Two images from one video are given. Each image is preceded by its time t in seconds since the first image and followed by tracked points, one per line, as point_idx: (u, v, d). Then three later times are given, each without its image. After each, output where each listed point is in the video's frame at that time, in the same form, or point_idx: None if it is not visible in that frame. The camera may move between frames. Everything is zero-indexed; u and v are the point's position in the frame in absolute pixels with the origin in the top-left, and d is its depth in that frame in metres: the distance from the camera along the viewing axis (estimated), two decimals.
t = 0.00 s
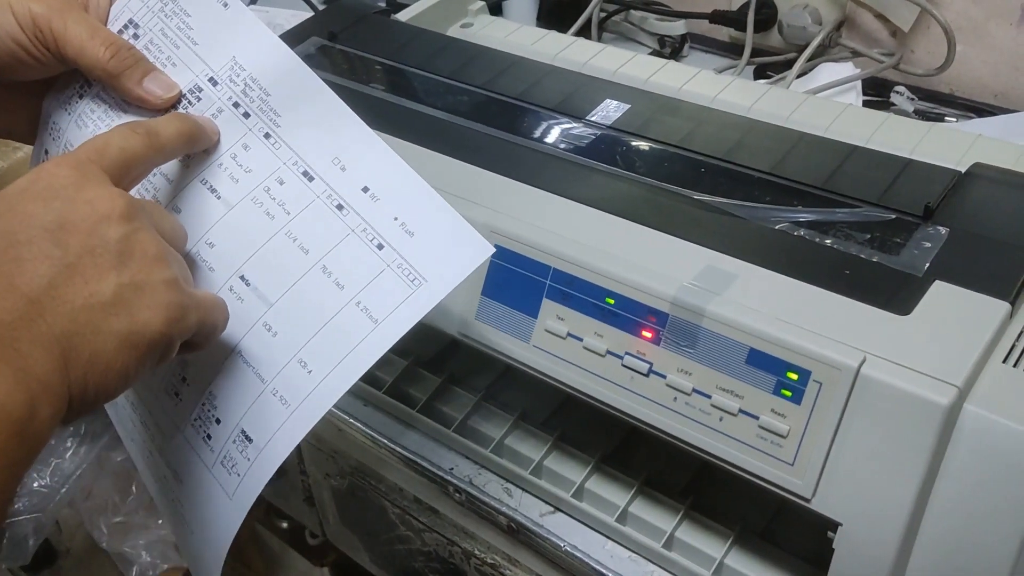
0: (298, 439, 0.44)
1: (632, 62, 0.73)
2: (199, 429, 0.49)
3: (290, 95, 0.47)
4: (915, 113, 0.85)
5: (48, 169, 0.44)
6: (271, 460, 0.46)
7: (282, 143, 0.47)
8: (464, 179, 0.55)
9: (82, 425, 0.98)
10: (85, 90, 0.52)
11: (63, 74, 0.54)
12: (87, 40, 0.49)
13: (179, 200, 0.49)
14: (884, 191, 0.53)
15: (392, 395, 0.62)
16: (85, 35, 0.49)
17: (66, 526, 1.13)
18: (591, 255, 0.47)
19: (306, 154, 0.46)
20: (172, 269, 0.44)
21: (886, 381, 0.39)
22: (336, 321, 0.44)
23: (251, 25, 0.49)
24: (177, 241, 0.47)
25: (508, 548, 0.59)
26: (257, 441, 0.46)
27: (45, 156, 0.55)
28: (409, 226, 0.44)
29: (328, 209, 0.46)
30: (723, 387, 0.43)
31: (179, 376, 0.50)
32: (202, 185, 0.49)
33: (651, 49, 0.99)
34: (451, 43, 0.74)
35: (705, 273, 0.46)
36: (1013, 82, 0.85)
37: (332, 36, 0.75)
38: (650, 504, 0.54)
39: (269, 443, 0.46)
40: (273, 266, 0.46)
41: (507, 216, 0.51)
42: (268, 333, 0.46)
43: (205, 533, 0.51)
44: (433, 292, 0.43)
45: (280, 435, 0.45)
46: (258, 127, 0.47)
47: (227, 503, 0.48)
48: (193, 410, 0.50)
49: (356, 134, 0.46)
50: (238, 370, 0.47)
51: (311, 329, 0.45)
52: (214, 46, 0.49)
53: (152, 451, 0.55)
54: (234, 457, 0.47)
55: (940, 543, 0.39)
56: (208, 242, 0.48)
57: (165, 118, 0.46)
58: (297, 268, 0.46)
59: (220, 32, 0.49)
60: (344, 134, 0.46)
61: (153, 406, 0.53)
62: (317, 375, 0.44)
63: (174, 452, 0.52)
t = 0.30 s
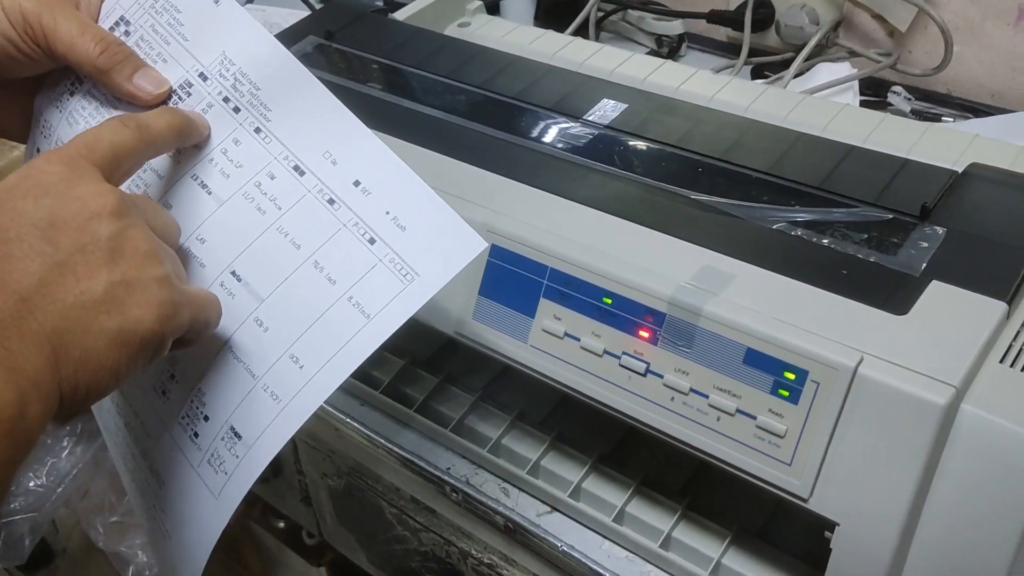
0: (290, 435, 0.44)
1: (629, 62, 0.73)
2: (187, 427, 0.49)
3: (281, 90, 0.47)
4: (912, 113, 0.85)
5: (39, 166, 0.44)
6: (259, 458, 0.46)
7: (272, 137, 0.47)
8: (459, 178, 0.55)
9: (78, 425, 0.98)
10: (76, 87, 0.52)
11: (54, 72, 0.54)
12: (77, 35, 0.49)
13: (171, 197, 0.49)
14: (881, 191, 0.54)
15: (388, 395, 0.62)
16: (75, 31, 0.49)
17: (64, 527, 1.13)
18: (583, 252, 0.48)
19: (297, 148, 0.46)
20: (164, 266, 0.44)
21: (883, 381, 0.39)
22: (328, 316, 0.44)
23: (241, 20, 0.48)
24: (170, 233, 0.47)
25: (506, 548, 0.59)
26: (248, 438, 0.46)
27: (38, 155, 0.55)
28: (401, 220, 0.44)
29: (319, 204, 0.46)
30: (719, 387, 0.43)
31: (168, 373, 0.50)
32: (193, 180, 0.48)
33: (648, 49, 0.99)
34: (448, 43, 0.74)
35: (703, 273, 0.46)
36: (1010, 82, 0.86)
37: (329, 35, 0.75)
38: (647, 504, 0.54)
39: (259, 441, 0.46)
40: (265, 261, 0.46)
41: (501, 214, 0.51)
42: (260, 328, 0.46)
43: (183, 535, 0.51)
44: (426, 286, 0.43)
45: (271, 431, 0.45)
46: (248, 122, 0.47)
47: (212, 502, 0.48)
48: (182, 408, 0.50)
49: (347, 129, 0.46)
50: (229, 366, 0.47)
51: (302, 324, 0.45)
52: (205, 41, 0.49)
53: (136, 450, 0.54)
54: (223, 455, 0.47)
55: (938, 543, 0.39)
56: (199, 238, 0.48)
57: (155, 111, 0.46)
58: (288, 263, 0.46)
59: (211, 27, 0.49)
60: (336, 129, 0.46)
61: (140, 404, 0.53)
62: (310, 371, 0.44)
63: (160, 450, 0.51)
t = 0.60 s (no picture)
0: (303, 439, 0.44)
1: (633, 63, 0.73)
2: (198, 430, 0.49)
3: (293, 94, 0.47)
4: (915, 115, 0.85)
5: (54, 173, 0.44)
6: (271, 461, 0.46)
7: (286, 142, 0.47)
8: (469, 180, 0.55)
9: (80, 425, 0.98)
10: (91, 91, 0.52)
11: (70, 76, 0.54)
12: (93, 40, 0.49)
13: (185, 201, 0.49)
14: (887, 194, 0.54)
15: (394, 396, 0.62)
16: (91, 36, 0.49)
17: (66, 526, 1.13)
18: (594, 254, 0.48)
19: (310, 153, 0.46)
20: (178, 273, 0.45)
21: (891, 384, 0.39)
22: (342, 321, 0.45)
23: (255, 24, 0.49)
24: (183, 239, 0.47)
25: (511, 549, 0.59)
26: (261, 442, 0.46)
27: (52, 159, 0.55)
28: (415, 225, 0.44)
29: (333, 208, 0.46)
30: (726, 389, 0.43)
31: (179, 376, 0.50)
32: (206, 184, 0.49)
33: (651, 50, 0.99)
34: (452, 44, 0.74)
35: (711, 276, 0.46)
36: (1013, 83, 0.86)
37: (333, 36, 0.75)
38: (653, 505, 0.54)
39: (271, 445, 0.46)
40: (279, 265, 0.46)
41: (512, 217, 0.51)
42: (274, 332, 0.46)
43: (192, 539, 0.51)
44: (439, 291, 0.43)
45: (283, 434, 0.45)
46: (262, 126, 0.47)
47: (223, 506, 0.48)
48: (193, 411, 0.50)
49: (361, 134, 0.46)
50: (242, 370, 0.47)
51: (317, 328, 0.45)
52: (219, 46, 0.49)
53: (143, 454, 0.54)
54: (235, 458, 0.47)
55: (945, 545, 0.39)
56: (214, 242, 0.48)
57: (170, 117, 0.46)
58: (303, 268, 0.46)
59: (226, 32, 0.49)
60: (349, 134, 0.46)
61: (150, 409, 0.53)
62: (324, 375, 0.44)
63: (170, 453, 0.52)
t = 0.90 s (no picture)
0: (307, 433, 0.44)
1: (633, 58, 0.73)
2: (204, 423, 0.49)
3: (295, 87, 0.47)
4: (916, 109, 0.84)
5: (58, 168, 0.44)
6: (276, 455, 0.45)
7: (290, 135, 0.47)
8: (471, 173, 0.55)
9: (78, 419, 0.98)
10: (93, 84, 0.52)
11: (72, 69, 0.54)
12: (95, 32, 0.49)
13: (188, 194, 0.49)
14: (888, 186, 0.53)
15: (393, 389, 0.62)
16: (93, 28, 0.49)
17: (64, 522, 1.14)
18: (597, 248, 0.47)
19: (314, 146, 0.46)
20: (180, 271, 0.45)
21: (893, 375, 0.39)
22: (346, 315, 0.44)
23: (257, 16, 0.48)
24: (186, 235, 0.47)
25: (510, 543, 0.59)
26: (265, 435, 0.46)
27: (54, 153, 0.55)
28: (418, 220, 0.44)
29: (336, 202, 0.46)
30: (727, 380, 0.43)
31: (184, 369, 0.50)
32: (210, 178, 0.48)
33: (651, 45, 0.98)
34: (452, 37, 0.74)
35: (711, 268, 0.46)
36: (1013, 78, 0.85)
37: (333, 29, 0.75)
38: (652, 499, 0.54)
39: (276, 438, 0.46)
40: (283, 259, 0.46)
41: (515, 210, 0.51)
42: (277, 326, 0.46)
43: (201, 532, 0.51)
44: (444, 286, 0.43)
45: (288, 428, 0.45)
46: (265, 119, 0.47)
47: (229, 499, 0.48)
48: (198, 405, 0.50)
49: (364, 127, 0.45)
50: (245, 363, 0.47)
51: (321, 323, 0.45)
52: (222, 38, 0.49)
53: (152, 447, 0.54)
54: (240, 452, 0.47)
55: (946, 536, 0.39)
56: (217, 236, 0.48)
57: (172, 110, 0.46)
58: (306, 262, 0.46)
59: (228, 24, 0.49)
60: (353, 127, 0.46)
61: (156, 402, 0.53)
62: (328, 369, 0.44)
63: (176, 446, 0.51)
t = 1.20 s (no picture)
0: (306, 431, 0.44)
1: (632, 56, 0.73)
2: (209, 422, 0.49)
3: (293, 85, 0.47)
4: (914, 108, 0.85)
5: (57, 166, 0.43)
6: (279, 453, 0.46)
7: (286, 133, 0.47)
8: (469, 172, 0.55)
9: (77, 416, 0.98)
10: (91, 84, 0.52)
11: (70, 70, 0.54)
12: (93, 32, 0.48)
13: (186, 194, 0.49)
14: (886, 185, 0.54)
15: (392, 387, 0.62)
16: (91, 28, 0.49)
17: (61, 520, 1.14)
18: (594, 247, 0.47)
19: (310, 144, 0.46)
20: (179, 271, 0.44)
21: (891, 374, 0.39)
22: (343, 312, 0.44)
23: (254, 15, 0.48)
24: (186, 234, 0.47)
25: (509, 541, 0.59)
26: (267, 434, 0.46)
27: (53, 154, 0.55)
28: (414, 215, 0.44)
29: (333, 200, 0.46)
30: (726, 378, 0.43)
31: (188, 369, 0.50)
32: (207, 177, 0.48)
33: (650, 44, 0.98)
34: (451, 36, 0.74)
35: (710, 267, 0.46)
36: (1011, 77, 0.86)
37: (332, 27, 0.75)
38: (651, 497, 0.54)
39: (279, 437, 0.46)
40: (280, 257, 0.46)
41: (513, 208, 0.51)
42: (275, 326, 0.46)
43: (209, 529, 0.51)
44: (438, 281, 0.43)
45: (289, 427, 0.45)
46: (262, 117, 0.47)
47: (235, 497, 0.48)
48: (203, 404, 0.50)
49: (363, 125, 0.46)
50: (246, 363, 0.47)
51: (318, 321, 0.45)
52: (219, 38, 0.49)
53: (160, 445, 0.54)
54: (244, 451, 0.47)
55: (944, 534, 0.39)
56: (214, 235, 0.48)
57: (172, 107, 0.46)
58: (303, 260, 0.46)
59: (225, 23, 0.49)
60: (350, 124, 0.46)
61: (163, 402, 0.53)
62: (326, 367, 0.44)
63: (183, 444, 0.52)
